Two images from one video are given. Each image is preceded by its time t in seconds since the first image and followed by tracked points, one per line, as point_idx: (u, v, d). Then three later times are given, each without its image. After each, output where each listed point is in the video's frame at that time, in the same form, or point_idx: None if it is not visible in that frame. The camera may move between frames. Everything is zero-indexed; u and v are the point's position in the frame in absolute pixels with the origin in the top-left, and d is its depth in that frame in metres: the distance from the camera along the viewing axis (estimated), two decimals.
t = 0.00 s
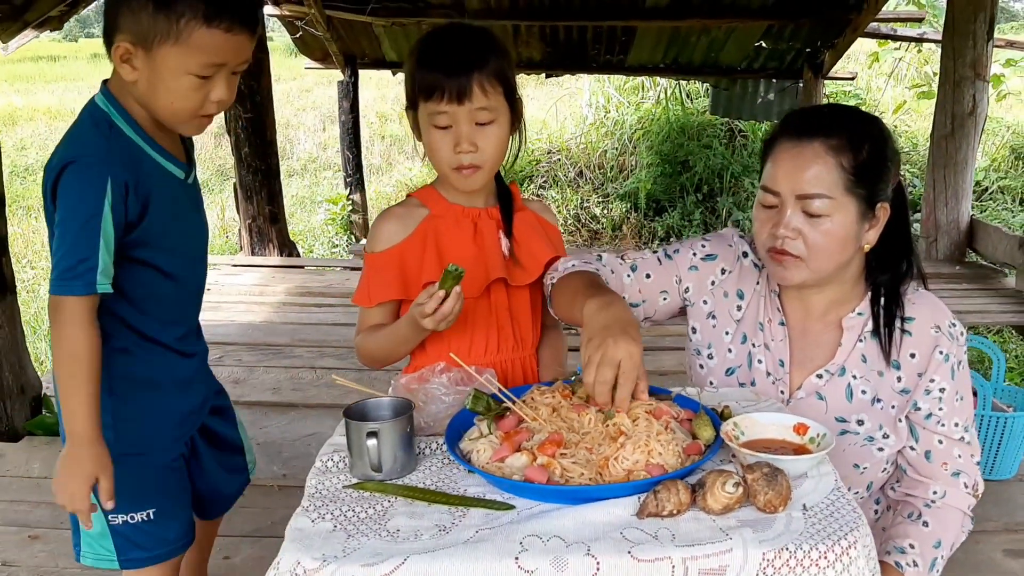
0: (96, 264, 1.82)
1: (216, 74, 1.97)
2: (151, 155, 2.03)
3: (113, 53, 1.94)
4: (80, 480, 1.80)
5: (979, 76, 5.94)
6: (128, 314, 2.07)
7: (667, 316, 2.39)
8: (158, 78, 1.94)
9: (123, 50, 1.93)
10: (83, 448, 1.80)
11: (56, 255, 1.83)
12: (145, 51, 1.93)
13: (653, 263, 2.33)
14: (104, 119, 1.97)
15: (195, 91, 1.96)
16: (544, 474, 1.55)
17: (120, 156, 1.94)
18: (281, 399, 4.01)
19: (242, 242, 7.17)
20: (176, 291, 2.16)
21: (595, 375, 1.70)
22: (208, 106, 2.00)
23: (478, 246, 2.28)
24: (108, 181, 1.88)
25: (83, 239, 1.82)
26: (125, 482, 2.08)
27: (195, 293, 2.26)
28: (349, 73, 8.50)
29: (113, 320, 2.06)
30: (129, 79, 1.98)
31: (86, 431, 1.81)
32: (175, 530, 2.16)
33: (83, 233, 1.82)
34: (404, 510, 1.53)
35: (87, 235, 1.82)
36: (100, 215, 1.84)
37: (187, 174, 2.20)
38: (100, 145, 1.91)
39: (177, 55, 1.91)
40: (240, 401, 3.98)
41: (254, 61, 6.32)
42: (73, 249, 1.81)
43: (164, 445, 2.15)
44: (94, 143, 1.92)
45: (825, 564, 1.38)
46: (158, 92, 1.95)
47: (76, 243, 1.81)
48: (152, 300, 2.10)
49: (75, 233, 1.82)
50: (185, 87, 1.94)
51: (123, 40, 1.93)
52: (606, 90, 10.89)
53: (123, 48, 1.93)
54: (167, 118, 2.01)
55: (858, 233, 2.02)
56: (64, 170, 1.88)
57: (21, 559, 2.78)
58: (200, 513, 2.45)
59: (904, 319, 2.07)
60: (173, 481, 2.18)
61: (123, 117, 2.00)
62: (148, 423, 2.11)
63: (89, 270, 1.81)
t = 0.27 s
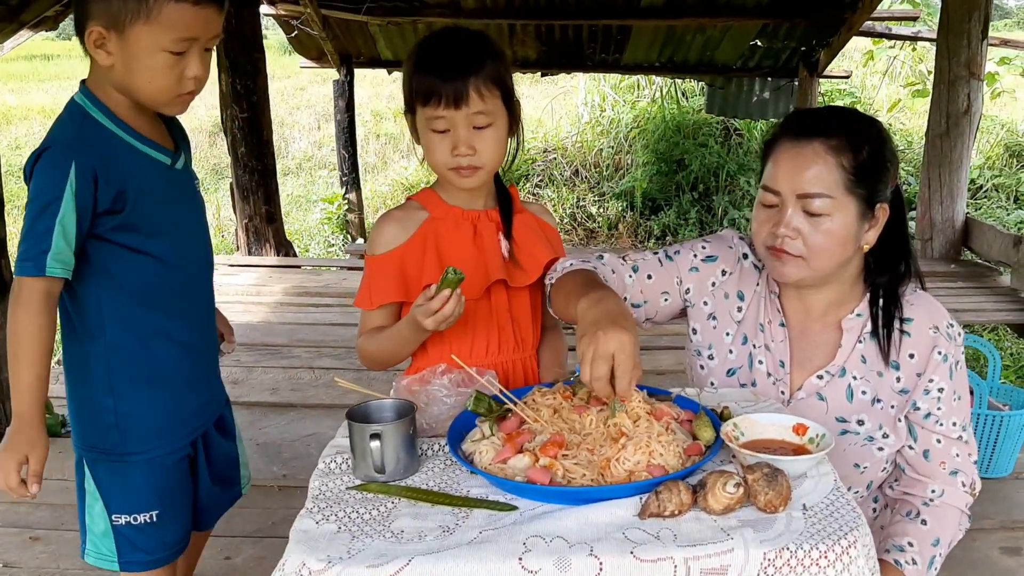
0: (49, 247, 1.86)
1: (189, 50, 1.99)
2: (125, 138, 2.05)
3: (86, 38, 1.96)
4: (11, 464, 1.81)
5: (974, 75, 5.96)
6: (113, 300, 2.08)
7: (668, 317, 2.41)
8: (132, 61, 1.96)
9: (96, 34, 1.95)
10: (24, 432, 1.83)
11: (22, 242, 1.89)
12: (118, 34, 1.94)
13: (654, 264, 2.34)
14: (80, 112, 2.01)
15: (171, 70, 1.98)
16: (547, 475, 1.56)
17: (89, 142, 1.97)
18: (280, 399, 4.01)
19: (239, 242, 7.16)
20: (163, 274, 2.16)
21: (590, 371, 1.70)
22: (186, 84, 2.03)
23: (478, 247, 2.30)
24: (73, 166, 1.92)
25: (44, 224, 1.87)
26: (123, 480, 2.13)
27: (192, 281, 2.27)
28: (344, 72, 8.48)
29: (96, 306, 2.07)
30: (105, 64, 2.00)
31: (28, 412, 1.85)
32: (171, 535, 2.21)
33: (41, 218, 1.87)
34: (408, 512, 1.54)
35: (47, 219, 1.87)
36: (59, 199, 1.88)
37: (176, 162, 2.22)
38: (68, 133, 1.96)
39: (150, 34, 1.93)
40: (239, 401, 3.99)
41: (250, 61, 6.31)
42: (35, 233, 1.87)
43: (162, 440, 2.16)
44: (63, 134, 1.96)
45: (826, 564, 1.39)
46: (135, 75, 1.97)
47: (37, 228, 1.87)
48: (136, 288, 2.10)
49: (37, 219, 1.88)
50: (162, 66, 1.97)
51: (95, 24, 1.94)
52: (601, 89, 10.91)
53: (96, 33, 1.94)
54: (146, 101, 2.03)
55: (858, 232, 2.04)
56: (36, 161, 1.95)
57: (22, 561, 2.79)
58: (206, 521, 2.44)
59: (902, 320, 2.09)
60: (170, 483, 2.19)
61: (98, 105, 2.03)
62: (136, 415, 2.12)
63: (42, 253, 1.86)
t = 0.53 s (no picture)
0: (68, 237, 1.88)
1: (186, 34, 2.04)
2: (133, 131, 2.08)
3: (85, 31, 1.98)
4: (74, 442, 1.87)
5: (969, 73, 5.98)
6: (122, 291, 2.08)
7: (669, 311, 2.41)
8: (132, 51, 1.99)
9: (95, 27, 1.98)
10: (72, 414, 1.88)
11: (37, 234, 1.90)
12: (117, 25, 1.97)
13: (654, 258, 2.34)
14: (83, 106, 2.01)
15: (170, 55, 2.02)
16: (549, 475, 1.57)
17: (97, 133, 1.99)
18: (278, 399, 4.01)
19: (235, 242, 7.15)
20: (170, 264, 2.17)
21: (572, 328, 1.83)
22: (186, 69, 2.07)
23: (478, 248, 2.30)
24: (85, 158, 1.94)
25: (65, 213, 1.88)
26: (122, 476, 2.12)
27: (198, 269, 2.30)
28: (340, 71, 8.48)
29: (103, 297, 2.06)
30: (105, 56, 2.02)
31: (72, 395, 1.88)
32: (165, 534, 2.20)
33: (57, 210, 1.88)
34: (411, 512, 1.55)
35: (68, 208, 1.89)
36: (74, 189, 1.90)
37: (177, 157, 2.25)
38: (77, 125, 1.97)
39: (149, 21, 1.97)
40: (238, 401, 3.99)
41: (247, 60, 6.30)
42: (51, 224, 1.88)
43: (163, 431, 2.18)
44: (74, 128, 1.97)
45: (827, 562, 1.40)
46: (137, 65, 2.01)
47: (53, 218, 1.88)
48: (142, 279, 2.11)
49: (50, 210, 1.89)
50: (161, 53, 2.01)
51: (93, 17, 1.97)
52: (597, 87, 10.92)
53: (95, 25, 1.97)
54: (148, 88, 2.07)
55: (861, 231, 2.05)
56: (46, 154, 1.95)
57: (22, 562, 2.78)
58: (199, 514, 2.45)
59: (902, 319, 2.10)
60: (163, 479, 2.19)
61: (101, 102, 2.03)
62: (141, 405, 2.13)
63: (63, 243, 1.87)
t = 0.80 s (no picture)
0: (89, 207, 1.88)
1: (196, 27, 2.05)
2: (148, 114, 2.11)
3: (99, 20, 1.99)
4: (99, 416, 1.83)
5: (962, 70, 5.99)
6: (133, 270, 2.09)
7: (670, 304, 2.46)
8: (145, 42, 2.01)
9: (108, 17, 1.99)
10: (90, 384, 1.83)
11: (54, 204, 1.90)
12: (130, 15, 1.99)
13: (657, 250, 2.41)
14: (99, 85, 2.04)
15: (180, 47, 2.04)
16: (550, 474, 1.57)
17: (117, 111, 2.01)
18: (275, 399, 4.00)
19: (229, 241, 7.12)
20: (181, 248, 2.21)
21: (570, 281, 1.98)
22: (194, 61, 2.09)
23: (479, 248, 2.30)
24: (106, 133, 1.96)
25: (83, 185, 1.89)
26: (129, 459, 2.12)
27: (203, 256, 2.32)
28: (333, 69, 8.45)
29: (117, 276, 2.07)
30: (117, 47, 2.04)
31: (90, 364, 1.84)
32: (176, 519, 2.20)
33: (79, 180, 1.89)
34: (412, 512, 1.55)
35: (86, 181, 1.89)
36: (97, 162, 1.92)
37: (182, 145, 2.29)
38: (99, 103, 1.99)
39: (161, 12, 1.98)
40: (234, 401, 3.98)
41: (240, 59, 6.28)
42: (70, 194, 1.88)
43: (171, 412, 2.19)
44: (94, 104, 1.99)
45: (828, 559, 1.41)
46: (150, 56, 2.03)
47: (73, 189, 1.88)
48: (156, 261, 2.13)
49: (69, 181, 1.89)
50: (173, 44, 2.02)
51: (107, 7, 1.98)
52: (590, 85, 10.92)
53: (109, 15, 1.98)
54: (158, 79, 2.08)
55: (861, 228, 2.05)
56: (66, 129, 1.96)
57: (20, 564, 2.77)
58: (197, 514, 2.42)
59: (901, 316, 2.11)
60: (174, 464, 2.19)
61: (118, 88, 2.05)
62: (152, 384, 2.15)
63: (83, 214, 1.87)
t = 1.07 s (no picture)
0: (83, 236, 1.79)
1: (201, 38, 1.99)
2: (149, 131, 2.03)
3: (99, 32, 1.92)
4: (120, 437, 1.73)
5: (952, 67, 6.01)
6: (133, 295, 2.04)
7: (667, 293, 2.43)
8: (149, 55, 1.94)
9: (109, 28, 1.92)
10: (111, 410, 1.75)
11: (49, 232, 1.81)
12: (133, 27, 1.92)
13: (657, 237, 2.36)
14: (99, 104, 1.97)
15: (185, 60, 1.97)
16: (548, 473, 1.57)
17: (118, 133, 1.95)
18: (269, 399, 3.99)
19: (220, 240, 7.09)
20: (184, 267, 2.15)
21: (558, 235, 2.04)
22: (197, 74, 2.02)
23: (474, 248, 2.30)
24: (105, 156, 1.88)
25: (74, 215, 1.80)
26: (143, 485, 2.07)
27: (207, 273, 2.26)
28: (324, 68, 8.42)
29: (120, 299, 2.02)
30: (117, 60, 1.97)
31: (105, 391, 1.76)
32: (194, 536, 2.18)
33: (73, 206, 1.81)
34: (410, 511, 1.54)
35: (75, 210, 1.80)
36: (94, 189, 1.84)
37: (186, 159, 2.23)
38: (97, 125, 1.92)
39: (165, 24, 1.92)
40: (227, 401, 3.96)
41: (230, 58, 6.24)
42: (64, 221, 1.80)
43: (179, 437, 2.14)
44: (93, 126, 1.91)
45: (826, 556, 1.41)
46: (153, 70, 1.96)
47: (66, 216, 1.80)
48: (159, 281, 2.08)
49: (64, 208, 1.81)
50: (177, 57, 1.96)
51: (108, 18, 1.92)
52: (581, 83, 10.91)
53: (110, 27, 1.92)
54: (160, 93, 2.01)
55: (853, 221, 2.06)
56: (63, 152, 1.88)
57: (14, 566, 2.75)
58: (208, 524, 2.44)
59: (895, 313, 2.12)
60: (188, 482, 2.17)
61: (119, 105, 2.00)
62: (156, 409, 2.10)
63: (76, 242, 1.78)
